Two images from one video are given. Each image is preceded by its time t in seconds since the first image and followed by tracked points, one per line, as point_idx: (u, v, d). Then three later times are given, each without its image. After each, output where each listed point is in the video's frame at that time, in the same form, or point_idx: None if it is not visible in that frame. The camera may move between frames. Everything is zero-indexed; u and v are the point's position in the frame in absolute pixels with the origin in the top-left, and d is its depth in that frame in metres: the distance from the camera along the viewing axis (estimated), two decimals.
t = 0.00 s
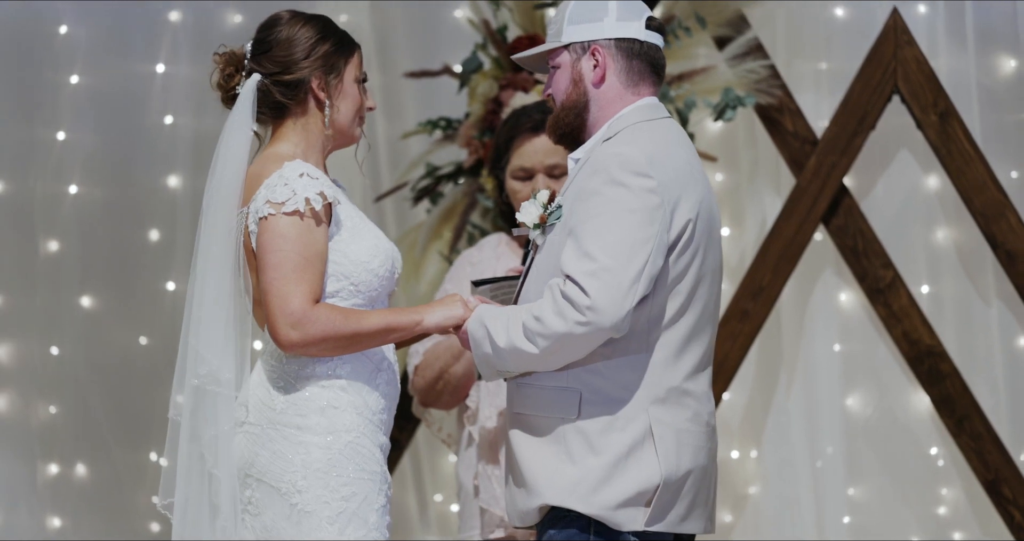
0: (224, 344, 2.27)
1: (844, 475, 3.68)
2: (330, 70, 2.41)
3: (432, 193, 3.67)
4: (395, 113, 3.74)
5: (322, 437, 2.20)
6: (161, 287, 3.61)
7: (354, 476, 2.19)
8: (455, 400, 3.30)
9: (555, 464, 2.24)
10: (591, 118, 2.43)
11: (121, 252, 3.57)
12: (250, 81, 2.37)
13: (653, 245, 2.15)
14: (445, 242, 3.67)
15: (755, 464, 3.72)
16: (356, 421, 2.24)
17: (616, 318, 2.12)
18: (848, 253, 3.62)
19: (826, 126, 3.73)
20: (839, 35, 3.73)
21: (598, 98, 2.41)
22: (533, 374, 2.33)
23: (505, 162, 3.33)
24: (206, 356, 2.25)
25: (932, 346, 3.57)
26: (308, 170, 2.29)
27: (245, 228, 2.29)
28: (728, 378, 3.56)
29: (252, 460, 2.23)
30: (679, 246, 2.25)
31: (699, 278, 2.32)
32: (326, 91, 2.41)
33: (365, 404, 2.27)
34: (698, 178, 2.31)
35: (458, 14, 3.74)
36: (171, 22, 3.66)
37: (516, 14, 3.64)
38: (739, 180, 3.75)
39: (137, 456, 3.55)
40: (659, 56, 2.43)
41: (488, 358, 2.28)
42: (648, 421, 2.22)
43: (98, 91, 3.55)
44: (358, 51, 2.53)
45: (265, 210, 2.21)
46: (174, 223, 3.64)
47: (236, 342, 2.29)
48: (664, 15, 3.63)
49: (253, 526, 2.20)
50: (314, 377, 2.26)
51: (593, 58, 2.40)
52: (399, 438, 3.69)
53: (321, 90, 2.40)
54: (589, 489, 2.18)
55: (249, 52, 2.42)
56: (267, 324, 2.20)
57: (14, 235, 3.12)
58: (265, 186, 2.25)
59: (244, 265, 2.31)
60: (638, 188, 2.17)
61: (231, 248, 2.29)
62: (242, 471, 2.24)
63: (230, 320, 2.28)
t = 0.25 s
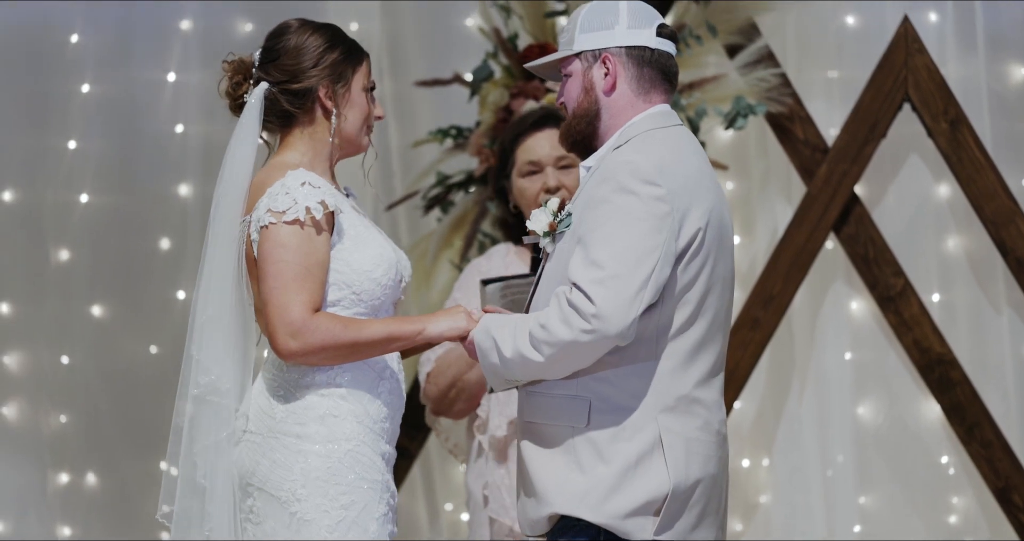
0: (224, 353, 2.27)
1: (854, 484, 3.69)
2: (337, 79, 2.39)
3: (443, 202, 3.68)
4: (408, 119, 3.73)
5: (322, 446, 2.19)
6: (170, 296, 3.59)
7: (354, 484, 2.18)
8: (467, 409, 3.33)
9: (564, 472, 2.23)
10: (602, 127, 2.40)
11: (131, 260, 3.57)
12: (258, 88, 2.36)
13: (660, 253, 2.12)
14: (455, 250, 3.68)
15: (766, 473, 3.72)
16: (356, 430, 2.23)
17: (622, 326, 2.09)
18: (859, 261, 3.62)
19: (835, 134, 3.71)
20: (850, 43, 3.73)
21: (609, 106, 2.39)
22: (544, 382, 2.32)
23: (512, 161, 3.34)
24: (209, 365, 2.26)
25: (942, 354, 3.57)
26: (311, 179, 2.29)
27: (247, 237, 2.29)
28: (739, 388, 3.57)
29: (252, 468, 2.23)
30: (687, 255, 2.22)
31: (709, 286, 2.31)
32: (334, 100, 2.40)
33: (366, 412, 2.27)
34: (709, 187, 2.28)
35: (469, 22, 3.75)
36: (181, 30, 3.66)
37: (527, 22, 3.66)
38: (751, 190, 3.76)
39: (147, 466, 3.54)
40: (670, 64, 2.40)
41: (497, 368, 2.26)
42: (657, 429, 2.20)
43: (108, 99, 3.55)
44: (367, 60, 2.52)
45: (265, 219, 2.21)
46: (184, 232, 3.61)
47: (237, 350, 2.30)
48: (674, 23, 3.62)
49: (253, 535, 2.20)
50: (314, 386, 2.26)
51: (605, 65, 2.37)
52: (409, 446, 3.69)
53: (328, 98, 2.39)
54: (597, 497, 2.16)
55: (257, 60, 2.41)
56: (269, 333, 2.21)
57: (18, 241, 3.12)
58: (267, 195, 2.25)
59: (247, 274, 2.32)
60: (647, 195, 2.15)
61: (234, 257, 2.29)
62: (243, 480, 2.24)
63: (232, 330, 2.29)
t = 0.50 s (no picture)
0: (207, 364, 2.29)
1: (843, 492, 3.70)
2: (332, 90, 2.39)
3: (433, 211, 3.68)
4: (401, 125, 3.74)
5: (309, 455, 2.16)
6: (161, 305, 3.60)
7: (342, 493, 2.15)
8: (457, 421, 3.30)
9: (553, 481, 2.22)
10: (587, 138, 2.37)
11: (121, 269, 3.56)
12: (252, 99, 2.32)
13: (649, 264, 2.10)
14: (446, 258, 3.68)
15: (756, 481, 3.72)
16: (343, 438, 2.21)
17: (612, 337, 2.07)
18: (850, 270, 3.62)
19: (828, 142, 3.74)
20: (840, 52, 3.74)
21: (589, 119, 2.35)
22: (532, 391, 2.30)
23: (495, 173, 3.32)
24: (191, 375, 2.28)
25: (933, 364, 3.57)
26: (296, 189, 2.28)
27: (234, 246, 2.27)
28: (729, 396, 3.56)
29: (239, 478, 2.20)
30: (678, 265, 2.20)
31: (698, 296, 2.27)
32: (329, 112, 2.40)
33: (353, 421, 2.24)
34: (699, 196, 2.26)
35: (460, 31, 3.75)
36: (172, 40, 3.66)
37: (518, 31, 3.66)
38: (742, 197, 3.76)
39: (137, 475, 3.54)
40: (650, 70, 2.33)
41: (486, 377, 2.25)
42: (647, 438, 2.18)
43: (98, 109, 3.54)
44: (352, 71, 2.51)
45: (251, 230, 2.20)
46: (174, 240, 3.62)
47: (221, 360, 2.31)
48: (664, 32, 3.66)
49: None
50: (302, 395, 2.23)
51: (580, 78, 2.34)
52: (400, 455, 3.69)
53: (323, 109, 2.39)
54: (585, 507, 2.15)
55: (248, 68, 2.37)
56: (255, 344, 2.19)
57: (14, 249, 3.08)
58: (253, 205, 2.24)
59: (233, 284, 2.30)
60: (636, 206, 2.13)
61: (218, 267, 2.29)
62: (229, 490, 2.24)
63: (215, 340, 2.30)
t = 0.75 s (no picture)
0: (197, 369, 2.26)
1: (831, 496, 3.70)
2: (321, 95, 2.37)
3: (423, 216, 3.68)
4: (387, 133, 3.74)
5: (300, 460, 2.14)
6: (150, 310, 3.59)
7: (333, 498, 2.13)
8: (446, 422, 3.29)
9: (540, 484, 2.15)
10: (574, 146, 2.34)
11: (112, 274, 3.57)
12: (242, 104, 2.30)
13: (637, 268, 2.05)
14: (436, 263, 3.68)
15: (745, 486, 3.72)
16: (334, 443, 2.18)
17: (600, 343, 2.02)
18: (840, 275, 3.62)
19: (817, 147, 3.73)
20: (830, 57, 3.74)
21: (570, 127, 2.31)
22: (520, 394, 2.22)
23: (479, 177, 3.32)
24: (181, 379, 2.25)
25: (922, 369, 3.57)
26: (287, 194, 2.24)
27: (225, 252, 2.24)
28: (719, 401, 3.56)
29: (230, 483, 2.18)
30: (666, 270, 2.14)
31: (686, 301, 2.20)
32: (319, 116, 2.37)
33: (344, 426, 2.22)
34: (687, 200, 2.20)
35: (449, 36, 3.75)
36: (162, 44, 3.65)
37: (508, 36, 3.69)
38: (731, 199, 3.76)
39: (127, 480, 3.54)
40: (625, 76, 2.26)
41: (472, 383, 2.19)
42: (636, 442, 2.11)
43: (88, 114, 3.55)
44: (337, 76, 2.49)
45: (241, 235, 2.17)
46: (164, 246, 3.60)
47: (210, 365, 2.27)
48: (654, 37, 3.69)
49: None
50: (292, 400, 2.20)
51: (557, 89, 2.30)
52: (390, 460, 3.70)
53: (314, 114, 2.36)
54: (573, 511, 2.08)
55: (237, 73, 2.34)
56: (243, 350, 2.15)
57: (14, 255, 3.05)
58: (243, 210, 2.20)
59: (223, 289, 2.27)
60: (623, 210, 2.08)
61: (208, 272, 2.27)
62: (219, 495, 2.22)
63: (206, 345, 2.27)
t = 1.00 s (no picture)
0: (193, 369, 2.22)
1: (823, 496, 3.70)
2: (303, 92, 2.34)
3: (417, 216, 3.68)
4: (378, 134, 3.73)
5: (295, 460, 2.13)
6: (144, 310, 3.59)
7: (329, 498, 2.13)
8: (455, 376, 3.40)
9: (532, 485, 2.14)
10: (567, 147, 2.32)
11: (106, 274, 3.57)
12: (223, 107, 2.30)
13: (630, 268, 2.05)
14: (430, 263, 3.69)
15: (739, 486, 3.72)
16: (330, 443, 2.18)
17: (594, 342, 2.01)
18: (833, 274, 3.62)
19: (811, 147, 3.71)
20: (824, 57, 3.73)
21: (563, 127, 2.30)
22: (512, 394, 2.22)
23: (471, 177, 3.33)
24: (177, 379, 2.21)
25: (916, 369, 3.57)
26: (280, 195, 2.23)
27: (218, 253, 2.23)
28: (713, 402, 3.56)
29: (225, 484, 2.17)
30: (658, 269, 2.14)
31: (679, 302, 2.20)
32: (302, 114, 2.35)
33: (339, 426, 2.22)
34: (678, 199, 2.20)
35: (444, 35, 3.75)
36: (155, 44, 3.65)
37: (502, 36, 3.71)
38: (725, 198, 3.75)
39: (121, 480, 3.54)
40: (620, 74, 2.27)
41: (466, 379, 2.17)
42: (628, 443, 2.10)
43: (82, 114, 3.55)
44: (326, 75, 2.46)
45: (235, 235, 2.16)
46: (158, 244, 3.61)
47: (206, 365, 2.24)
48: (648, 37, 3.69)
49: None
50: (287, 401, 2.20)
51: (551, 90, 2.29)
52: (384, 460, 3.71)
53: (296, 112, 2.34)
54: (566, 512, 2.07)
55: (220, 77, 2.34)
56: (238, 349, 2.15)
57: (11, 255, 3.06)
58: (237, 210, 2.20)
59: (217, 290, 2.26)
60: (615, 210, 2.08)
61: (200, 273, 2.24)
62: (214, 496, 2.19)
63: (201, 345, 2.24)
